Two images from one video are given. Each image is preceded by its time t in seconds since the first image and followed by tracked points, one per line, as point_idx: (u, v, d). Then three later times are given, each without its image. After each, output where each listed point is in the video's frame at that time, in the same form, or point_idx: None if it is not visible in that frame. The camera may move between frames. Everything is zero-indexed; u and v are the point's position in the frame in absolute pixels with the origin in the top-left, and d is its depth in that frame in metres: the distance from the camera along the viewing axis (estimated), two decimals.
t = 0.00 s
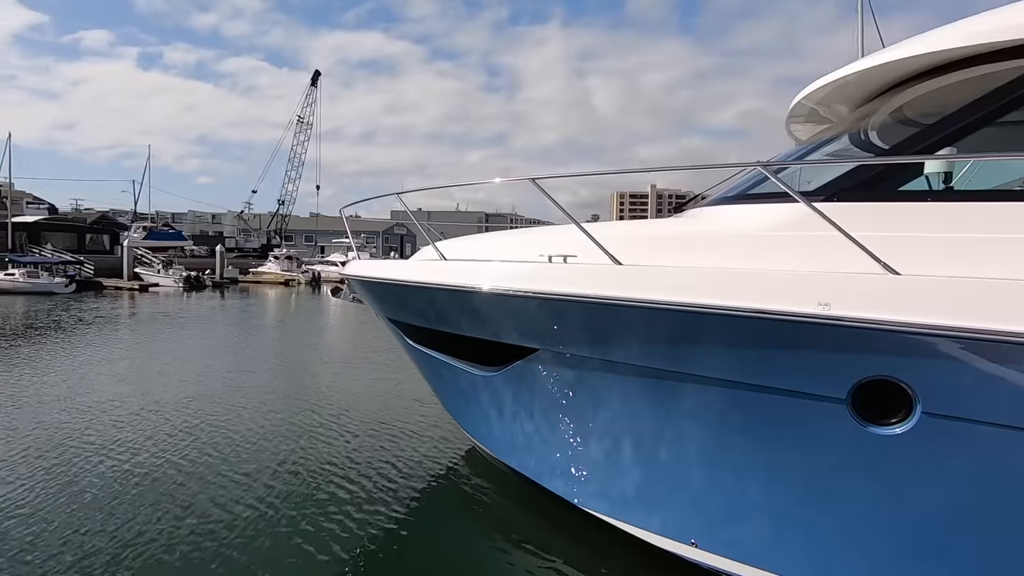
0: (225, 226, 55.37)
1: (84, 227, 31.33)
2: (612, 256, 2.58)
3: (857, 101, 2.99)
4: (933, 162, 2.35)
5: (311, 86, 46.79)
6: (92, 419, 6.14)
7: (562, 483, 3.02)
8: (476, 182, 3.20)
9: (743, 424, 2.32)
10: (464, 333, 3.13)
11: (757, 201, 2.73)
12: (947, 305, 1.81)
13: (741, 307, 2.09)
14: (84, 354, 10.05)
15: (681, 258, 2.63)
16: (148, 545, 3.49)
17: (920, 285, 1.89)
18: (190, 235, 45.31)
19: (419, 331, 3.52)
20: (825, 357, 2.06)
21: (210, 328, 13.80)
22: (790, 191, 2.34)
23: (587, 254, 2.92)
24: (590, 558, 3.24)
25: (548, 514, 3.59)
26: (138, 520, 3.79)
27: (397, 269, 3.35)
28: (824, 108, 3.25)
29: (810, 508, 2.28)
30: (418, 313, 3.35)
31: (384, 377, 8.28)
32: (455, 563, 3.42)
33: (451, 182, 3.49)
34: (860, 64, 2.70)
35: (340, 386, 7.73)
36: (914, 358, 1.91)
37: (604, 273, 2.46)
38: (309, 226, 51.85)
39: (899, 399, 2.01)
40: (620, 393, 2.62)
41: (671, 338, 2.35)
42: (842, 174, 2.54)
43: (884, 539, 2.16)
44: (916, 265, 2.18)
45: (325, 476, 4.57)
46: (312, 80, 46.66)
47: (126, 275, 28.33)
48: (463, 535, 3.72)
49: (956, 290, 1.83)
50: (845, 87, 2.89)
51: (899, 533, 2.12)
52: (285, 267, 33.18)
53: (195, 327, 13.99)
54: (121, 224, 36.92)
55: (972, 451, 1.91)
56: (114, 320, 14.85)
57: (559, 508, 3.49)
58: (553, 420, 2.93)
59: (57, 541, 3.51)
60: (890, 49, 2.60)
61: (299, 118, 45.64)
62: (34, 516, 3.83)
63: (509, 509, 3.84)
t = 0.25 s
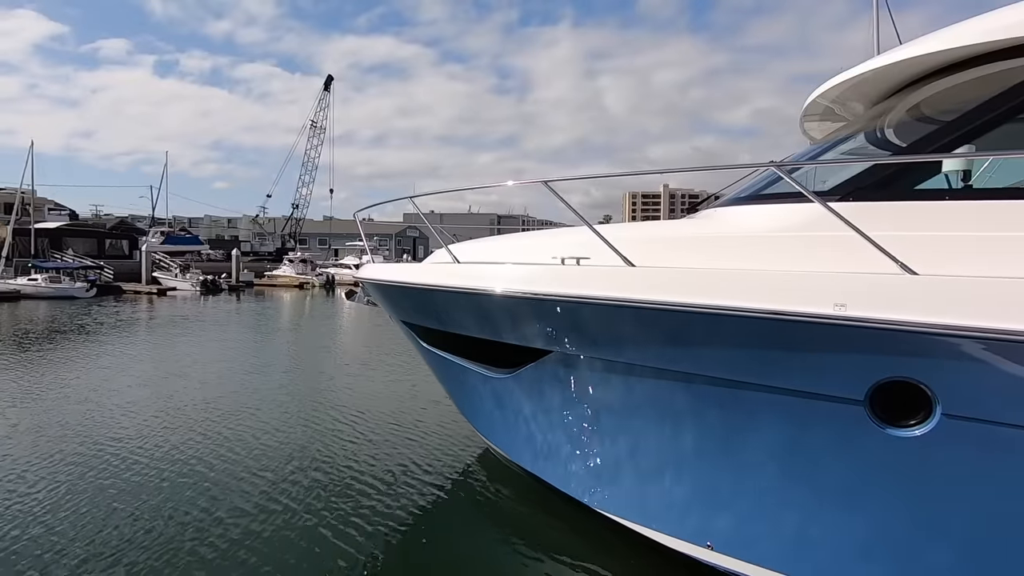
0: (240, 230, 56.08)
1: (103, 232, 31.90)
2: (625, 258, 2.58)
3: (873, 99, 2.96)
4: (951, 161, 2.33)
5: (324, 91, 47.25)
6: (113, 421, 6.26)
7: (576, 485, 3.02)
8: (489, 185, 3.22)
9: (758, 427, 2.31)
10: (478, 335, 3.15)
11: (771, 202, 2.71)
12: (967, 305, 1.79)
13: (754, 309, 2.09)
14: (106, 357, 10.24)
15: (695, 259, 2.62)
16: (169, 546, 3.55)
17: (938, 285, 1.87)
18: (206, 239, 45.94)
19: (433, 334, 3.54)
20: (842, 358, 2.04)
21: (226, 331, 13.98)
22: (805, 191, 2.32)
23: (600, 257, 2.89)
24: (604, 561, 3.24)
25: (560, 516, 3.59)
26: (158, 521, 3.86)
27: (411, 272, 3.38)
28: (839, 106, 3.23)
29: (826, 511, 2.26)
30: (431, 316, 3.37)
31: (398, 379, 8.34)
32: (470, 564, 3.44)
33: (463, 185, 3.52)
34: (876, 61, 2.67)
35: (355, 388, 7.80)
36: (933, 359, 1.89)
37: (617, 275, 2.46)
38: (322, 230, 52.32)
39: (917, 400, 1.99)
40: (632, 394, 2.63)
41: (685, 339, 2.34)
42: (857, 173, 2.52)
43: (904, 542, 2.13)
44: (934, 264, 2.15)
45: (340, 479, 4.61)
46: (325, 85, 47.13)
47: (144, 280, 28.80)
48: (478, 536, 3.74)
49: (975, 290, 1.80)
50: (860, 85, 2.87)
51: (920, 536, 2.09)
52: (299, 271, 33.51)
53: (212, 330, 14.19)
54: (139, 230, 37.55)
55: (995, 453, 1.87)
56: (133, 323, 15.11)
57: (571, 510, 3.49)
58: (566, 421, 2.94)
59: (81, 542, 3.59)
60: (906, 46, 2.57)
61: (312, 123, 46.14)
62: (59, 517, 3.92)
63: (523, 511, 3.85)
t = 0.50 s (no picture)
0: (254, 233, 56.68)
1: (120, 236, 32.39)
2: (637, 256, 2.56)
3: (888, 93, 2.92)
4: (970, 154, 2.30)
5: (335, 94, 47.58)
6: (131, 421, 6.34)
7: (589, 485, 3.01)
8: (500, 185, 3.22)
9: (774, 426, 2.29)
10: (490, 335, 3.15)
11: (784, 199, 2.68)
12: (988, 301, 1.76)
13: (768, 306, 2.07)
14: (124, 358, 10.40)
15: (708, 258, 2.59)
16: (186, 544, 3.58)
17: (958, 280, 1.84)
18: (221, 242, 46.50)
19: (445, 334, 3.55)
20: (858, 356, 2.01)
21: (240, 333, 14.14)
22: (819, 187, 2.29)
23: (612, 256, 2.88)
24: (616, 561, 3.23)
25: (573, 515, 3.59)
26: (175, 519, 3.90)
27: (422, 272, 3.39)
28: (853, 101, 3.19)
29: (841, 511, 2.24)
30: (443, 316, 3.38)
31: (410, 380, 8.38)
32: (483, 563, 3.44)
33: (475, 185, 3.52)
34: (890, 55, 2.63)
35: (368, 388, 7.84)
36: (953, 356, 1.85)
37: (629, 274, 2.45)
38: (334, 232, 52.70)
39: (937, 398, 1.96)
40: (645, 394, 2.61)
41: (697, 337, 2.32)
42: (873, 169, 2.50)
43: (925, 543, 2.09)
44: (953, 260, 2.11)
45: (354, 478, 4.63)
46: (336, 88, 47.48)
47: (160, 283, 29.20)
48: (490, 536, 3.74)
49: (997, 285, 1.77)
50: (875, 79, 2.83)
51: (941, 537, 2.05)
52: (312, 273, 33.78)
53: (227, 332, 14.36)
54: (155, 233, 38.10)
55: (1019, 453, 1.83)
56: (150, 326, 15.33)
57: (582, 510, 3.49)
58: (579, 421, 2.93)
59: (100, 539, 3.63)
60: (922, 39, 2.53)
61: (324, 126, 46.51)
62: (79, 515, 3.97)
63: (536, 511, 3.84)
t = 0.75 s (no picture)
0: (265, 236, 57.22)
1: (134, 240, 32.79)
2: (647, 258, 2.56)
3: (900, 92, 2.89)
4: (985, 153, 2.28)
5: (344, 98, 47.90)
6: (144, 424, 6.40)
7: (599, 487, 3.00)
8: (508, 188, 3.23)
9: (785, 428, 2.27)
10: (500, 337, 3.15)
11: (795, 199, 2.67)
12: (1005, 302, 1.73)
13: (779, 307, 2.05)
14: (138, 362, 10.53)
15: (719, 259, 2.58)
16: (199, 547, 3.60)
17: (974, 281, 1.81)
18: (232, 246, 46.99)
19: (454, 336, 3.56)
20: (872, 357, 1.98)
21: (252, 336, 14.25)
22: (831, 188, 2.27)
23: (622, 258, 2.88)
24: (627, 564, 3.21)
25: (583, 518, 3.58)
26: (189, 522, 3.92)
27: (432, 275, 3.40)
28: (865, 100, 3.16)
29: (855, 514, 2.21)
30: (453, 318, 3.39)
31: (420, 382, 8.40)
32: (492, 564, 3.44)
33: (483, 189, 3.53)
34: (902, 54, 2.61)
35: (377, 390, 7.88)
36: (969, 357, 1.83)
37: (639, 275, 2.44)
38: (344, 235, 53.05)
39: (952, 400, 1.93)
40: (655, 396, 2.60)
41: (707, 339, 2.31)
42: (885, 168, 2.47)
43: (940, 549, 2.06)
44: (967, 260, 2.09)
45: (366, 481, 4.64)
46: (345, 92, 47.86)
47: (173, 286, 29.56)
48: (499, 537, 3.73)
49: (1014, 285, 1.74)
50: (886, 78, 2.80)
51: (959, 542, 2.01)
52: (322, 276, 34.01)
53: (238, 335, 14.50)
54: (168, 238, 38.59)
55: None
56: (162, 329, 15.53)
57: (593, 513, 3.48)
58: (588, 423, 2.93)
59: (115, 541, 3.66)
60: (934, 38, 2.51)
61: (333, 130, 46.87)
62: (94, 516, 4.01)
63: (546, 512, 3.84)
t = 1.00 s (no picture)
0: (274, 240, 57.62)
1: (145, 245, 33.13)
2: (655, 261, 2.56)
3: (911, 93, 2.87)
4: (997, 154, 2.26)
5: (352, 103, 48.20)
6: (155, 427, 6.44)
7: (607, 491, 2.99)
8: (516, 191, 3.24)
9: (798, 432, 2.25)
10: (508, 340, 3.15)
11: (804, 202, 2.66)
12: (1018, 304, 1.71)
13: (789, 310, 2.04)
14: (149, 365, 10.64)
15: (727, 262, 2.57)
16: (211, 549, 3.61)
17: (987, 283, 1.79)
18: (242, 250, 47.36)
19: (462, 339, 3.57)
20: (883, 360, 1.97)
21: (261, 339, 14.34)
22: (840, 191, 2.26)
23: (629, 261, 2.87)
24: (637, 568, 3.20)
25: (592, 522, 3.57)
26: (201, 524, 3.94)
27: (439, 279, 3.41)
28: (875, 101, 3.14)
29: (869, 520, 2.19)
30: (461, 321, 3.39)
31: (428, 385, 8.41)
32: (501, 569, 3.45)
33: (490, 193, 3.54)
34: (912, 54, 2.59)
35: (385, 393, 7.91)
36: (981, 360, 1.81)
37: (647, 278, 2.44)
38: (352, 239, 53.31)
39: (965, 404, 1.91)
40: (665, 399, 2.59)
41: (718, 342, 2.30)
42: (895, 170, 2.45)
43: (954, 554, 2.04)
44: (980, 262, 2.07)
45: (375, 484, 4.64)
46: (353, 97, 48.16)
47: (183, 290, 29.84)
48: (508, 542, 3.74)
49: None
50: (897, 79, 2.78)
51: (973, 548, 1.99)
52: (330, 279, 34.18)
53: (247, 338, 14.60)
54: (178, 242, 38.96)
55: None
56: (173, 333, 15.68)
57: (602, 517, 3.47)
58: (596, 426, 2.92)
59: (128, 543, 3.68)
60: (945, 38, 2.49)
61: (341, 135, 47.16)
62: (107, 518, 4.04)
63: (555, 516, 3.84)
